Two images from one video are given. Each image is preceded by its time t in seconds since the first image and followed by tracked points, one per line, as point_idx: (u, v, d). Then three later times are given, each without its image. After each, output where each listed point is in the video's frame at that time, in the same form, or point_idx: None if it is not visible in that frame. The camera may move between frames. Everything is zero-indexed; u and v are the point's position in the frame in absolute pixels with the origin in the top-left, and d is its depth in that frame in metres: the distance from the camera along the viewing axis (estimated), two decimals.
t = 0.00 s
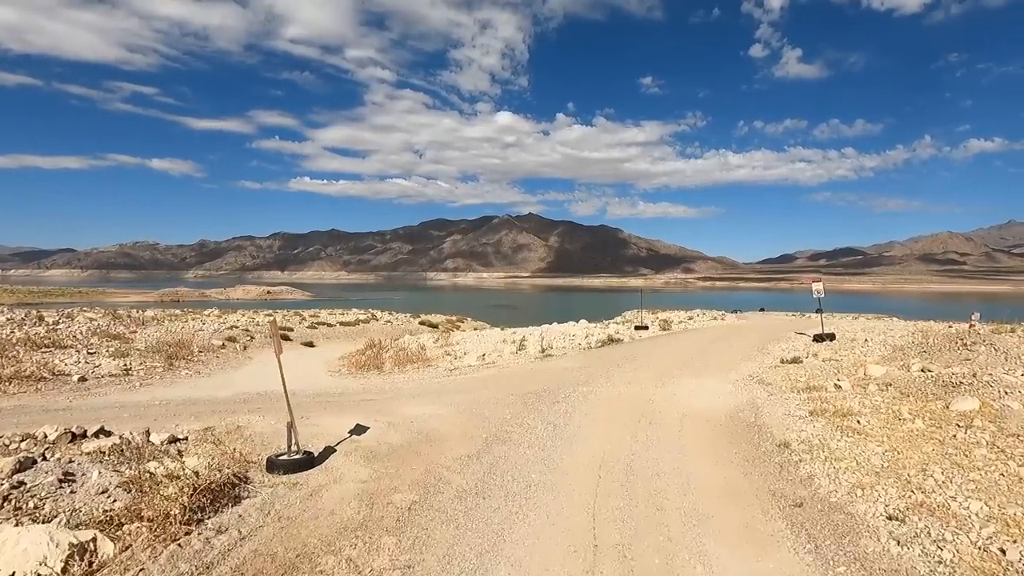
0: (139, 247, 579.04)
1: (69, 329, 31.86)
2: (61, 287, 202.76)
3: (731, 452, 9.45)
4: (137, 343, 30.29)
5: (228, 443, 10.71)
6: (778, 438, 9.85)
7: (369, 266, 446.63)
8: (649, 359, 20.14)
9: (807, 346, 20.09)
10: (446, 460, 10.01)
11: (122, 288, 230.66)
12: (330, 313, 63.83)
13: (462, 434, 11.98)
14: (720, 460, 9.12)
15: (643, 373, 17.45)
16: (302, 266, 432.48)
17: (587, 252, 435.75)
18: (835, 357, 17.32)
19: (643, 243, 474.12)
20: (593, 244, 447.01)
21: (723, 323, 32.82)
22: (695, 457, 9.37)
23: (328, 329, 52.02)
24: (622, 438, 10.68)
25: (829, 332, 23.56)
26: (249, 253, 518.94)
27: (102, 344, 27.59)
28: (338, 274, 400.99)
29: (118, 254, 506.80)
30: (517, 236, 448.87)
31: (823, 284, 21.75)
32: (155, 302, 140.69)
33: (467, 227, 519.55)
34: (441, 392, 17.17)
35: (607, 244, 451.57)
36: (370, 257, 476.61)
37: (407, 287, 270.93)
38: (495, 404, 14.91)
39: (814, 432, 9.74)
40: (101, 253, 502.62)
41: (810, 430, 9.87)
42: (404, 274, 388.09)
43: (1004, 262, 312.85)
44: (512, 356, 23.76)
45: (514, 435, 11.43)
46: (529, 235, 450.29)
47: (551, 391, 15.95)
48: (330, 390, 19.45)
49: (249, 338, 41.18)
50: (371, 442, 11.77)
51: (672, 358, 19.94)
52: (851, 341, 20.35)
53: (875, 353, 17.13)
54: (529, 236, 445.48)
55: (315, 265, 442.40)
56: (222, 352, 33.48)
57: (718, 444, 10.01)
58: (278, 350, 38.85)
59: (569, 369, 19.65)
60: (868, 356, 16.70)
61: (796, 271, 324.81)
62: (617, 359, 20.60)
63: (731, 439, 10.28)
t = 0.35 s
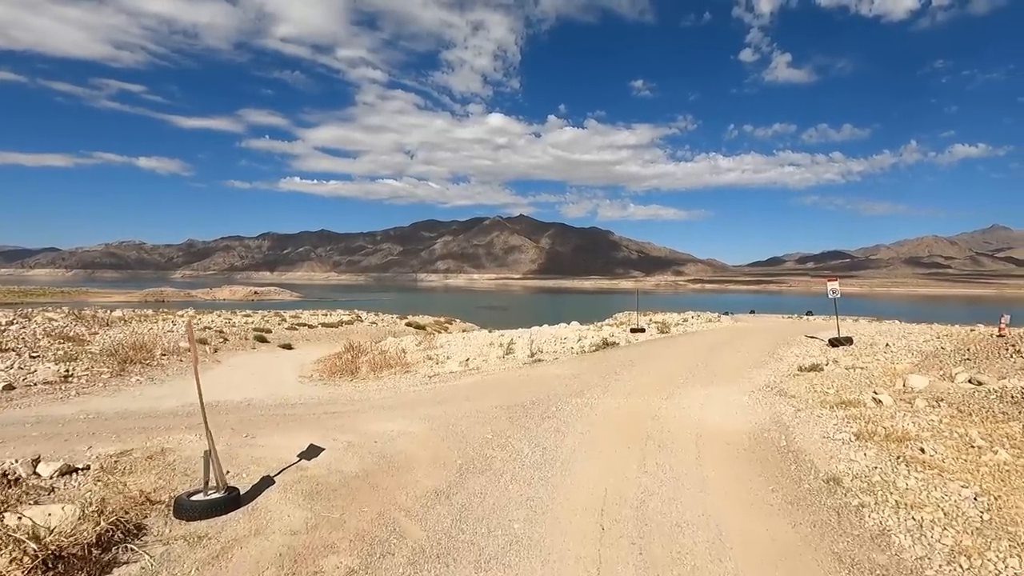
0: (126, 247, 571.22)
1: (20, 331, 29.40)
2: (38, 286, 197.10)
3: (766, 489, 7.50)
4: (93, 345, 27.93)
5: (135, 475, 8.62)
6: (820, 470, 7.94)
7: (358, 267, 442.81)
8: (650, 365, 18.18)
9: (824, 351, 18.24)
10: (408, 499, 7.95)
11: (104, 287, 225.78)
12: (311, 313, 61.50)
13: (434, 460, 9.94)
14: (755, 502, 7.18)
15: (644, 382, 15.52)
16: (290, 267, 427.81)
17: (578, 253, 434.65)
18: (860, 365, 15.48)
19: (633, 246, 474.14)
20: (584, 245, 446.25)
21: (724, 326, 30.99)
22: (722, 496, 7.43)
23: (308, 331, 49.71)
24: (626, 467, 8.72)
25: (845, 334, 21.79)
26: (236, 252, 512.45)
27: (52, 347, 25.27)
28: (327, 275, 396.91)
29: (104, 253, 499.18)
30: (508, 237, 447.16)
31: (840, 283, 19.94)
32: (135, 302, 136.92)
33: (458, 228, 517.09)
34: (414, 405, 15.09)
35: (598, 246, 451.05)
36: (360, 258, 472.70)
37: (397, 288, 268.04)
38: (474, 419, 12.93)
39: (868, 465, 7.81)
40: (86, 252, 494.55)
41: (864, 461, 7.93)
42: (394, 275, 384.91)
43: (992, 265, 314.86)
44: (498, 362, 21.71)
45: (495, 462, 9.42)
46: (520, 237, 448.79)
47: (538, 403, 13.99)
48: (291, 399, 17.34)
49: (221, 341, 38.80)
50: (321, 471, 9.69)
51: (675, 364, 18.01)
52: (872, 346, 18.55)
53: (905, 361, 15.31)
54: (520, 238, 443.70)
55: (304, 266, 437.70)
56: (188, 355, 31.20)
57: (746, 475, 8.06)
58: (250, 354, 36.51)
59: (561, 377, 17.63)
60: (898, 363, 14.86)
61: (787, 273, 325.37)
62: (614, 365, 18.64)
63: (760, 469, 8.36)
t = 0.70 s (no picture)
0: (103, 244, 558.87)
1: None
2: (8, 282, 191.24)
3: (815, 546, 5.67)
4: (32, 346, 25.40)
5: None
6: (882, 520, 6.09)
7: (342, 265, 437.83)
8: (644, 370, 16.31)
9: (836, 356, 16.49)
10: (338, 562, 5.96)
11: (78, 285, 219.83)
12: (285, 312, 59.01)
13: (383, 496, 7.93)
14: (806, 570, 5.28)
15: (638, 390, 13.64)
16: (273, 265, 421.53)
17: (564, 253, 433.90)
18: (882, 372, 13.74)
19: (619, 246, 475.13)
20: (569, 245, 445.84)
21: (718, 326, 29.29)
22: (759, 559, 5.50)
23: (280, 330, 47.31)
24: (626, 509, 6.84)
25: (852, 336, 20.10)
26: (218, 250, 504.10)
27: None
28: (310, 274, 391.60)
29: (79, 250, 487.61)
30: (493, 236, 445.20)
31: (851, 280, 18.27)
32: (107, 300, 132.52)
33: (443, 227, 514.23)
34: (374, 417, 13.05)
35: (583, 245, 451.22)
36: (344, 256, 467.42)
37: (380, 287, 264.65)
38: (440, 438, 10.93)
39: (946, 514, 6.00)
40: (61, 249, 482.74)
41: (938, 507, 6.13)
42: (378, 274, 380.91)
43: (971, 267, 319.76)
44: (476, 366, 19.71)
45: (460, 502, 7.47)
46: (506, 236, 447.19)
47: (517, 417, 12.02)
48: (236, 408, 15.19)
49: (182, 341, 36.30)
50: (237, 512, 7.61)
51: (673, 369, 16.17)
52: (887, 350, 16.83)
53: (931, 368, 13.61)
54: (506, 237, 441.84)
55: (287, 264, 431.49)
56: (142, 357, 28.76)
57: (784, 523, 6.21)
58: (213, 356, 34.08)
59: (544, 384, 15.69)
60: (925, 371, 13.19)
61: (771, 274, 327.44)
62: (604, 370, 16.74)
63: (800, 514, 6.46)
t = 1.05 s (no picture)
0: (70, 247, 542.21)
1: None
2: None
3: None
4: None
5: None
6: None
7: (318, 271, 430.98)
8: (629, 385, 14.49)
9: (842, 370, 14.86)
10: None
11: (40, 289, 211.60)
12: (251, 318, 56.17)
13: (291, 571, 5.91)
14: None
15: (624, 412, 11.79)
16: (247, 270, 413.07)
17: (543, 261, 433.39)
18: (899, 390, 12.08)
19: (598, 254, 476.84)
20: (548, 253, 445.88)
21: (704, 335, 27.70)
22: None
23: (241, 338, 44.64)
24: None
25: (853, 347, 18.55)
26: (190, 254, 492.72)
27: None
28: (285, 279, 384.49)
29: (44, 253, 472.17)
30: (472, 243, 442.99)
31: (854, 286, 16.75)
32: (69, 305, 127.14)
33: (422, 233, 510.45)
34: (312, 447, 10.94)
35: (562, 253, 451.69)
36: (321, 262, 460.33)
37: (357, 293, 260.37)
38: (386, 477, 8.88)
39: None
40: (25, 253, 466.89)
41: None
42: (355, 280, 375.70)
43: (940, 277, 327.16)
44: (442, 381, 17.67)
45: None
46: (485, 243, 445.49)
47: (483, 448, 10.02)
48: (153, 433, 12.88)
49: (129, 350, 33.47)
50: None
51: (661, 384, 14.36)
52: (897, 363, 15.24)
53: (954, 386, 11.99)
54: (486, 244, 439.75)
55: (262, 269, 423.06)
56: (76, 368, 26.12)
57: None
58: (160, 366, 31.34)
59: (516, 404, 13.71)
60: (948, 390, 11.57)
61: (748, 283, 330.90)
62: (584, 386, 14.85)
63: None
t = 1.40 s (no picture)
0: (34, 240, 523.81)
1: None
2: None
3: None
4: None
5: None
6: None
7: (293, 271, 423.42)
8: (610, 404, 12.74)
9: (847, 392, 13.30)
10: None
11: None
12: (211, 318, 53.25)
13: None
14: None
15: (606, 439, 10.04)
16: (219, 269, 403.79)
17: (523, 267, 432.19)
18: (922, 418, 10.51)
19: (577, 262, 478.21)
20: (528, 259, 445.45)
21: (687, 346, 26.18)
22: None
23: (197, 338, 41.90)
24: None
25: (852, 365, 17.08)
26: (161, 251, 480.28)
27: None
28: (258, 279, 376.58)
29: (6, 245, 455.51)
30: (452, 247, 440.34)
31: (858, 298, 15.29)
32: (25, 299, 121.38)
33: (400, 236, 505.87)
34: (224, 478, 8.94)
35: (541, 260, 451.74)
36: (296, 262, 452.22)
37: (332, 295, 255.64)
38: (303, 527, 6.91)
39: None
40: None
41: None
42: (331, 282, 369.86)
43: (908, 293, 334.81)
44: (401, 393, 15.68)
45: None
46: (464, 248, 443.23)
47: (433, 485, 8.11)
48: (38, 453, 10.65)
49: (66, 349, 30.67)
50: None
51: (645, 404, 12.60)
52: (907, 385, 13.76)
53: (982, 414, 10.51)
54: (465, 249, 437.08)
55: (235, 268, 413.69)
56: None
57: None
58: (99, 368, 28.65)
59: (480, 424, 11.85)
60: (979, 420, 10.05)
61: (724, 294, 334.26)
62: (559, 404, 13.05)
63: None
